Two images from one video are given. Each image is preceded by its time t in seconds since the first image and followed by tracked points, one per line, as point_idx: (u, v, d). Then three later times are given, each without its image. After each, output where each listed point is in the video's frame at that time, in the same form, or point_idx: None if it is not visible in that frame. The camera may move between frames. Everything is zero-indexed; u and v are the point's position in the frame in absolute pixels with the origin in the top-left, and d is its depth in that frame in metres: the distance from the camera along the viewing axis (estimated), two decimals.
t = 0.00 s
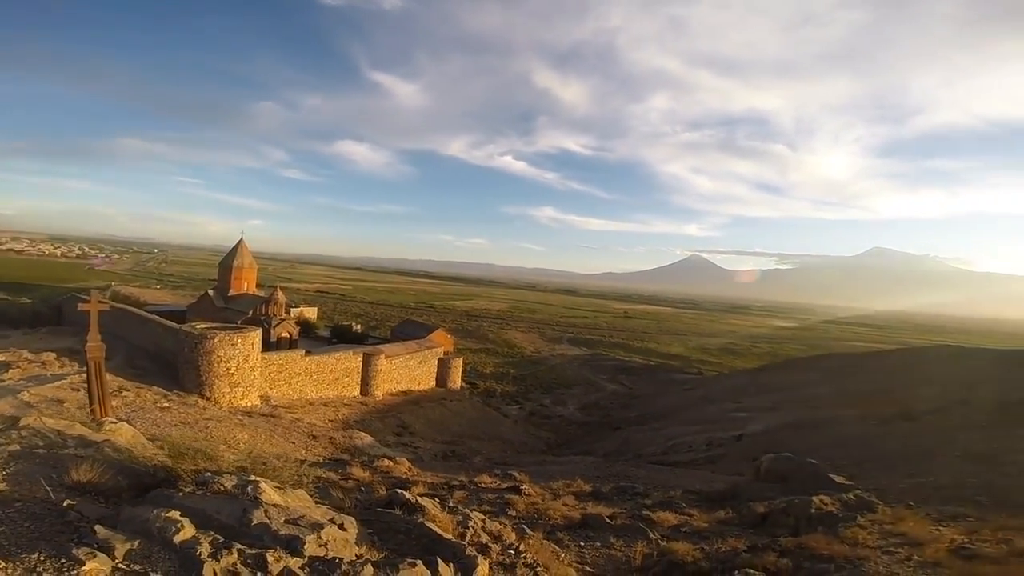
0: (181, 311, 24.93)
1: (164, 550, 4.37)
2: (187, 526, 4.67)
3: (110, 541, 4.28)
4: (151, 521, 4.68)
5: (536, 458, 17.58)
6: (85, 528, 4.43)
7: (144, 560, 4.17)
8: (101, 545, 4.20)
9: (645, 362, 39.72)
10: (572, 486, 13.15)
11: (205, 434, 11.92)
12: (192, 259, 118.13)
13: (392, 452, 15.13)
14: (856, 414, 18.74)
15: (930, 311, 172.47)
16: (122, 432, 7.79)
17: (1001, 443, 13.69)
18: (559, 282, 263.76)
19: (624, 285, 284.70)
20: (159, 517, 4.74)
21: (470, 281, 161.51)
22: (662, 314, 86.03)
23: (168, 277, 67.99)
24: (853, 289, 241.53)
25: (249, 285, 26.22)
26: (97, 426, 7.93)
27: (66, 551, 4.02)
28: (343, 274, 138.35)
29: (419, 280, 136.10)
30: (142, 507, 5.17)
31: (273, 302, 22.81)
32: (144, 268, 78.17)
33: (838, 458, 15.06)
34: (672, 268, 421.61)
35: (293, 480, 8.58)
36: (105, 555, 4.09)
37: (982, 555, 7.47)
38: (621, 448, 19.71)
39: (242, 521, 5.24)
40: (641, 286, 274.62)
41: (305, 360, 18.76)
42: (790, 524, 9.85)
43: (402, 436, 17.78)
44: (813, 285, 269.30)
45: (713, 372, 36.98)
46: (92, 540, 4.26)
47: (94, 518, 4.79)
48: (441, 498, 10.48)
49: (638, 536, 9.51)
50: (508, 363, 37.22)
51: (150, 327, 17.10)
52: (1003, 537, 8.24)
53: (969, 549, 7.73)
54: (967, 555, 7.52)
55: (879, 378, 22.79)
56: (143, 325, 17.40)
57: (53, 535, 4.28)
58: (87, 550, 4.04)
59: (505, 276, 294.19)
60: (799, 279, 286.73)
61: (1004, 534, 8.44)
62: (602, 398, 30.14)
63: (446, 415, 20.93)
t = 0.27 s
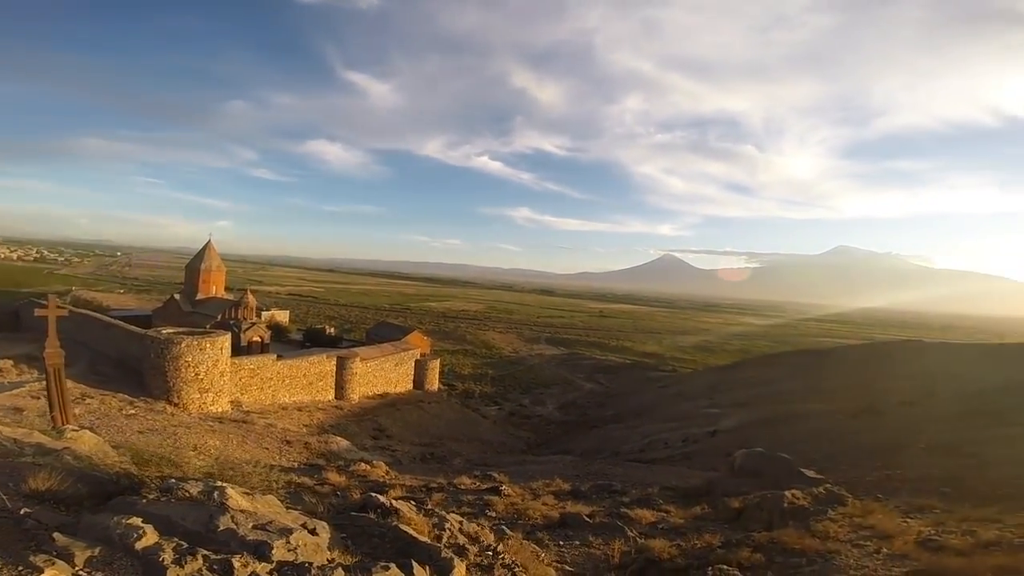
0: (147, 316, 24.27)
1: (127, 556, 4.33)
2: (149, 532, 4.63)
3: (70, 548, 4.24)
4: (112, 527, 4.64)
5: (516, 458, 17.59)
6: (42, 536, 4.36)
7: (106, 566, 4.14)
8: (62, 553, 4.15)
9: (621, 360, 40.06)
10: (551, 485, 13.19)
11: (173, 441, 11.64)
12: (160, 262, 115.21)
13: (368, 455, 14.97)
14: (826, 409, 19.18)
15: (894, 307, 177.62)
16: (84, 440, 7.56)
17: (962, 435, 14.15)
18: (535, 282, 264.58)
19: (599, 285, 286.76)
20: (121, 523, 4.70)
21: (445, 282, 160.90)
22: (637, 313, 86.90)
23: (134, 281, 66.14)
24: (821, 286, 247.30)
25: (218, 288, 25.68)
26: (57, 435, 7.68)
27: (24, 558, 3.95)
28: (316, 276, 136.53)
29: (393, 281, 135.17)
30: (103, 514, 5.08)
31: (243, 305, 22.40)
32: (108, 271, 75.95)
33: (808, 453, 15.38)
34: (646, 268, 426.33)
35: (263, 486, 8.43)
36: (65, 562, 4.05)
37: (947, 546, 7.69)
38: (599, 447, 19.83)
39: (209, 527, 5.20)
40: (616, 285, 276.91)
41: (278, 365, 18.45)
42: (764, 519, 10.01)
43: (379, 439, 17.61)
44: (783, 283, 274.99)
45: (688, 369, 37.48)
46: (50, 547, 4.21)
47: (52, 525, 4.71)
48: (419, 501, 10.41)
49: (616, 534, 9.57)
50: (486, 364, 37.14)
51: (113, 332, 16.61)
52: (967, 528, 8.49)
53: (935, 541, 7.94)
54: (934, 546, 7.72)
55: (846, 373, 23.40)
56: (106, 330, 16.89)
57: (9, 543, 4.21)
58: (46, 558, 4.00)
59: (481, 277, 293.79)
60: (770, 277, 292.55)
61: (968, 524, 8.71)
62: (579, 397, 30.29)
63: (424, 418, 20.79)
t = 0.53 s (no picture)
0: (108, 313, 23.52)
1: (79, 556, 4.39)
2: (101, 533, 4.68)
3: (20, 548, 4.28)
4: (62, 528, 4.68)
5: (490, 459, 17.54)
6: None
7: (57, 567, 4.20)
8: (12, 554, 4.18)
9: (596, 361, 40.34)
10: (526, 486, 13.19)
11: (135, 442, 11.29)
12: (125, 258, 111.85)
13: (340, 457, 14.74)
14: (792, 409, 19.60)
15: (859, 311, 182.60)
16: (39, 440, 7.30)
17: (922, 435, 14.59)
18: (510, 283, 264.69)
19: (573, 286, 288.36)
20: (72, 523, 4.74)
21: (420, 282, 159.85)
22: (612, 315, 87.62)
23: (96, 277, 64.01)
24: (790, 290, 252.92)
25: (183, 285, 25.04)
26: (10, 434, 7.39)
27: None
28: (289, 274, 134.27)
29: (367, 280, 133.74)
30: (53, 514, 5.07)
31: (209, 303, 21.90)
32: (68, 267, 73.32)
33: (774, 452, 15.70)
34: (620, 271, 430.28)
35: (227, 488, 8.26)
36: (15, 563, 4.09)
37: (905, 545, 7.91)
38: (573, 447, 19.92)
39: (165, 527, 5.22)
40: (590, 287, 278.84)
41: (245, 364, 18.08)
42: (731, 518, 10.17)
43: (351, 440, 17.36)
44: (753, 287, 280.45)
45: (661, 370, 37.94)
46: None
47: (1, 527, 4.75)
48: (391, 502, 10.31)
49: (588, 533, 9.62)
50: (461, 364, 36.97)
51: (72, 329, 16.06)
52: (923, 527, 8.76)
53: (894, 540, 8.17)
54: (892, 545, 7.94)
55: (812, 374, 23.95)
56: (64, 327, 16.34)
57: None
58: None
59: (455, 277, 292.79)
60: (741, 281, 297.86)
61: (925, 523, 8.99)
62: (554, 397, 30.38)
63: (397, 418, 20.57)
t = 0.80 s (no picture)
0: (73, 321, 22.83)
1: (45, 566, 4.42)
2: (67, 541, 4.72)
3: None
4: (26, 537, 4.69)
5: (472, 461, 17.46)
6: None
7: None
8: None
9: (576, 361, 40.49)
10: (509, 486, 13.15)
11: (104, 451, 10.95)
12: (93, 264, 108.92)
13: (319, 462, 14.52)
14: (768, 404, 19.93)
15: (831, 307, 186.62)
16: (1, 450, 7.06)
17: (893, 427, 14.92)
18: (488, 284, 264.56)
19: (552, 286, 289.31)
20: (36, 533, 4.73)
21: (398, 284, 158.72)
22: (591, 314, 88.11)
23: (64, 283, 62.21)
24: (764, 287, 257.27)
25: (152, 291, 24.43)
26: None
27: None
28: (264, 278, 132.24)
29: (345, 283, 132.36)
30: (15, 524, 5.06)
31: (180, 308, 21.42)
32: (31, 273, 70.92)
33: (751, 446, 15.91)
34: (598, 270, 433.03)
35: (200, 496, 8.09)
36: None
37: (879, 537, 8.06)
38: (554, 446, 19.95)
39: (134, 536, 5.14)
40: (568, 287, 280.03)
41: (218, 371, 17.71)
42: (710, 513, 10.26)
43: (330, 446, 17.13)
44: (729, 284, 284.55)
45: (640, 368, 38.21)
46: None
47: None
48: (372, 506, 10.18)
49: (570, 532, 9.62)
50: (441, 366, 36.78)
51: (34, 338, 15.54)
52: (897, 518, 8.94)
53: (869, 532, 8.31)
54: (866, 537, 8.09)
55: (787, 369, 24.36)
56: (26, 335, 15.81)
57: None
58: None
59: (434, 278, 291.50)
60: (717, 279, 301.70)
61: (897, 514, 9.19)
62: (535, 397, 30.40)
63: (377, 422, 20.37)
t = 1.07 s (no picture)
0: (34, 332, 22.07)
1: None
2: (30, 553, 4.58)
3: None
4: None
5: (454, 462, 17.36)
6: None
7: None
8: None
9: (555, 359, 40.57)
10: (491, 487, 13.09)
11: (71, 463, 10.61)
12: (58, 272, 105.67)
13: (297, 469, 14.27)
14: (744, 396, 20.23)
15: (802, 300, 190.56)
16: None
17: (866, 417, 15.23)
18: (466, 284, 263.96)
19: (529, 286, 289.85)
20: None
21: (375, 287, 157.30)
22: (569, 312, 88.43)
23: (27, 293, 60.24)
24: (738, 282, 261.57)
25: (116, 299, 23.77)
26: None
27: None
28: (237, 283, 129.79)
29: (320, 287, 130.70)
30: None
31: (147, 315, 20.86)
32: None
33: (727, 439, 16.12)
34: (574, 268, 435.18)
35: (172, 505, 7.87)
36: None
37: (852, 526, 8.21)
38: (536, 445, 19.94)
39: (102, 546, 4.99)
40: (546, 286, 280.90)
41: (189, 379, 17.29)
42: (689, 507, 10.34)
43: (309, 452, 16.85)
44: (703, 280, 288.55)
45: (619, 365, 38.45)
46: None
47: None
48: (352, 511, 10.03)
49: (552, 530, 9.61)
50: (420, 369, 36.50)
51: None
52: (869, 507, 9.14)
53: (842, 521, 8.47)
54: (839, 527, 8.23)
55: (763, 361, 24.75)
56: None
57: None
58: None
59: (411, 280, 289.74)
60: (692, 276, 305.46)
61: (869, 503, 9.38)
62: (516, 396, 30.37)
63: (356, 427, 20.10)
